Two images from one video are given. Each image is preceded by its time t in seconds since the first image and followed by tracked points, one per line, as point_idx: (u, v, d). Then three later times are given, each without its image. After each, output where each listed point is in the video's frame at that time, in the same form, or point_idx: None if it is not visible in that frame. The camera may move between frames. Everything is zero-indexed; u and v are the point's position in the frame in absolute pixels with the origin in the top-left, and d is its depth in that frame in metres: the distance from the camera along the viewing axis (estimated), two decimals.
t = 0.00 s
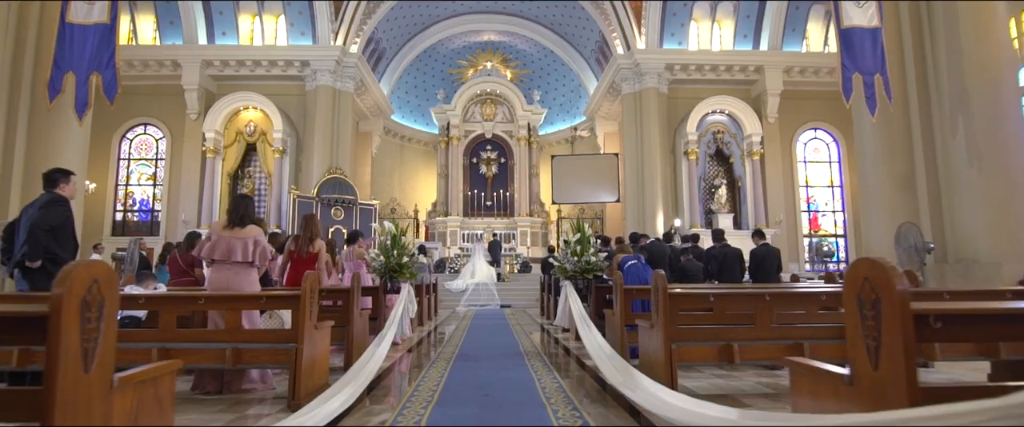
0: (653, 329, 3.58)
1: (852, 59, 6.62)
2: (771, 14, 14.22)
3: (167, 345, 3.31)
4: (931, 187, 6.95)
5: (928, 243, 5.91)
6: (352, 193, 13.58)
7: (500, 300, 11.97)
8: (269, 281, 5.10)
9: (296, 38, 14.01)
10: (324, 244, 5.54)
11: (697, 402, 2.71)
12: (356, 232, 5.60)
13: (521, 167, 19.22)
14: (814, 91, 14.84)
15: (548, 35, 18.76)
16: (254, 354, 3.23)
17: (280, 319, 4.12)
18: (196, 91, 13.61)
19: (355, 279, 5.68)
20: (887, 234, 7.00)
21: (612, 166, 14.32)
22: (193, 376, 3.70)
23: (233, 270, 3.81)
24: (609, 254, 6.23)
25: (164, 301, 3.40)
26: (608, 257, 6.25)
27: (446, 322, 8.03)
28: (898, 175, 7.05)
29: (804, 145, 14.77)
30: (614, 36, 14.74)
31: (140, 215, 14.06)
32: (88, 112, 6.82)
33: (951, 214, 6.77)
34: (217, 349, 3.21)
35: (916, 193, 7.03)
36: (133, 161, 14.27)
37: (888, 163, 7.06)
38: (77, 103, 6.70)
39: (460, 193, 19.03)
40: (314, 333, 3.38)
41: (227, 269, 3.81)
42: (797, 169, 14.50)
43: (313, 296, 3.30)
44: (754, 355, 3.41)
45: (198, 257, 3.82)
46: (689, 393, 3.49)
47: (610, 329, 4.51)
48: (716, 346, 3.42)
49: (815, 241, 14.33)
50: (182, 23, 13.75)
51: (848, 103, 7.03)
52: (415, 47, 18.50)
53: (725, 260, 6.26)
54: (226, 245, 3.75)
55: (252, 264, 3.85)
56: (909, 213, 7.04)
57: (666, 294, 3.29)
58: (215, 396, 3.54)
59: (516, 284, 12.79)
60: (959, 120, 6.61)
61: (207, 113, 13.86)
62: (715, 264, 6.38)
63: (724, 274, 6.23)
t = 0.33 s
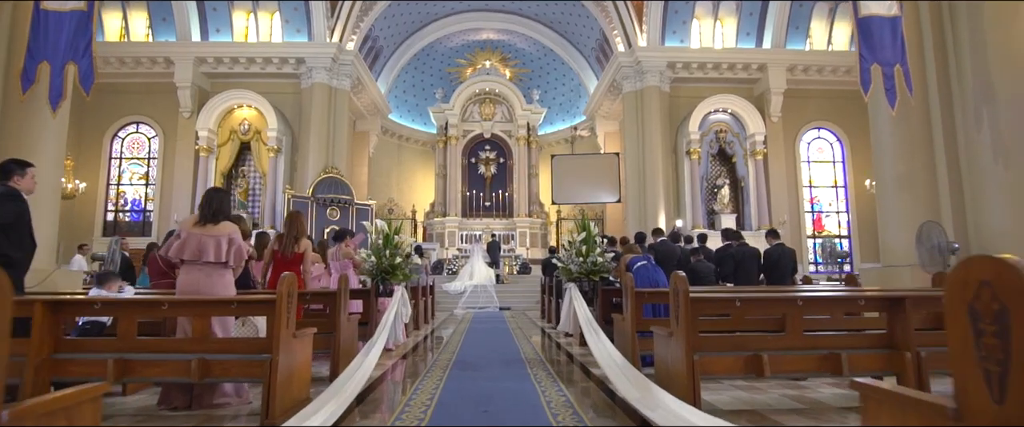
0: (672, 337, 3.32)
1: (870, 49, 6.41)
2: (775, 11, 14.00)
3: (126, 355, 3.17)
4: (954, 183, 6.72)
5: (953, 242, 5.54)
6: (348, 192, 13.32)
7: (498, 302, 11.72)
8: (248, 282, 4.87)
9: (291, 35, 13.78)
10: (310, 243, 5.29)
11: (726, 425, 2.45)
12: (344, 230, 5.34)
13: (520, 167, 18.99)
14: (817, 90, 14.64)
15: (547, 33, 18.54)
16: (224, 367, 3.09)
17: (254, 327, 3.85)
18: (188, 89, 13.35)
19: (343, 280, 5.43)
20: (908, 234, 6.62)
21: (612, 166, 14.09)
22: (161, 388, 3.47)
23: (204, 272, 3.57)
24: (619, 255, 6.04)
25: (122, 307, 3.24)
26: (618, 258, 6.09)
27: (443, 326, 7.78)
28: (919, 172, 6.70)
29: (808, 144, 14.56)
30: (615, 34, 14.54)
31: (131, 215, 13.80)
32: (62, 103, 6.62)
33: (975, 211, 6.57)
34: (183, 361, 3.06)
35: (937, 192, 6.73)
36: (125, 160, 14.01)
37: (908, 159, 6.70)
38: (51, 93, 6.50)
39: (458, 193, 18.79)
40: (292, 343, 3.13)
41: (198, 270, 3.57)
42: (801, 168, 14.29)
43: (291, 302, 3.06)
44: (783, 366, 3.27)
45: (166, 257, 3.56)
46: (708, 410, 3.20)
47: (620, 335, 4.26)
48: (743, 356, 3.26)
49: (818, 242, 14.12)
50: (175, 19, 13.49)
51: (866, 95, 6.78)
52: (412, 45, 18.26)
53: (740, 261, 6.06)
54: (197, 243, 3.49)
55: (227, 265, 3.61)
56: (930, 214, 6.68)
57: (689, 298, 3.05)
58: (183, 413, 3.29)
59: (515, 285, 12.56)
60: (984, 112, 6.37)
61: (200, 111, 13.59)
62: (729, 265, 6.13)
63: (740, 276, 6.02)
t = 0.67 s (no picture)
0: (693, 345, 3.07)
1: (891, 39, 6.31)
2: (779, 9, 13.77)
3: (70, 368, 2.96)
4: (978, 179, 6.49)
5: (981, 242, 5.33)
6: (344, 192, 13.07)
7: (497, 304, 11.48)
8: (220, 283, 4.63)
9: (287, 31, 13.52)
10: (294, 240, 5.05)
11: None
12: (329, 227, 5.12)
13: (519, 167, 18.75)
14: (821, 88, 14.44)
15: (547, 32, 18.31)
16: (182, 381, 2.91)
17: (218, 334, 3.50)
18: (182, 87, 13.09)
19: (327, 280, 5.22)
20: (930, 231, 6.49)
21: (612, 165, 13.85)
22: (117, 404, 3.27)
23: (166, 272, 3.37)
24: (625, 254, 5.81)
25: (65, 313, 3.13)
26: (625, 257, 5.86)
27: (440, 329, 7.53)
28: (943, 167, 6.53)
29: (812, 144, 14.36)
30: (616, 31, 14.32)
31: (124, 215, 13.56)
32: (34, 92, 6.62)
33: (1002, 208, 6.29)
34: (135, 375, 2.88)
35: (961, 188, 6.53)
36: (117, 159, 13.76)
37: (931, 153, 6.54)
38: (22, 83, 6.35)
39: (457, 193, 18.55)
40: (261, 352, 2.90)
41: (159, 270, 3.37)
42: (804, 168, 14.08)
43: (261, 305, 2.86)
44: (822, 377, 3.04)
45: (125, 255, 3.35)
46: None
47: (629, 340, 4.04)
48: (774, 368, 3.02)
49: (822, 244, 13.89)
50: (168, 15, 13.23)
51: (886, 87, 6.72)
52: (411, 44, 18.03)
53: (754, 261, 5.81)
54: (158, 240, 3.28)
55: (192, 264, 3.41)
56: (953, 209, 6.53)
57: (712, 301, 2.84)
58: None
59: (514, 287, 12.32)
60: (1012, 105, 6.10)
61: (194, 109, 13.33)
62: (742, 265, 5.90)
63: (754, 277, 5.78)
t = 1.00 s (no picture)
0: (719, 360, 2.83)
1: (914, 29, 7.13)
2: (783, 6, 13.56)
3: None
4: (1004, 178, 6.78)
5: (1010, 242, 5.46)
6: (340, 192, 12.80)
7: (496, 306, 11.22)
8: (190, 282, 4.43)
9: (282, 28, 13.31)
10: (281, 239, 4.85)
11: None
12: (318, 227, 4.92)
13: (519, 167, 18.49)
14: (825, 87, 14.23)
15: (547, 30, 18.11)
16: (125, 401, 2.74)
17: (171, 347, 3.32)
18: (175, 84, 12.84)
19: (316, 281, 5.01)
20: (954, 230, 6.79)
21: (613, 165, 13.63)
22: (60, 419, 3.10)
23: (119, 274, 3.20)
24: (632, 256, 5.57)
25: None
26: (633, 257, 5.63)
27: (436, 333, 7.25)
28: (965, 162, 6.90)
29: (816, 143, 14.15)
30: (617, 29, 14.10)
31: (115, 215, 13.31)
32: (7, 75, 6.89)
33: None
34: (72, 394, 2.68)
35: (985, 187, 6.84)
36: (109, 158, 13.51)
37: (954, 147, 6.91)
38: None
39: (455, 194, 18.30)
40: (221, 367, 2.64)
41: (112, 270, 3.20)
42: (809, 168, 13.89)
43: (219, 313, 2.62)
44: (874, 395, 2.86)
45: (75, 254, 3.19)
46: None
47: (639, 348, 3.80)
48: (815, 387, 2.84)
49: (827, 245, 13.66)
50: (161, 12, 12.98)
51: (906, 77, 7.37)
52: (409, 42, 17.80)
53: (767, 264, 5.59)
54: (110, 236, 3.12)
55: (149, 264, 3.23)
56: (975, 204, 6.87)
57: (749, 313, 2.56)
58: None
59: (513, 289, 12.07)
60: None
61: (187, 107, 13.08)
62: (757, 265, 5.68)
63: (768, 280, 5.57)
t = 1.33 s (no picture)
0: (762, 377, 2.58)
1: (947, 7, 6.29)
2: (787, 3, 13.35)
3: None
4: None
5: None
6: (336, 191, 12.55)
7: (495, 308, 10.96)
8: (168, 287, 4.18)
9: (277, 25, 13.08)
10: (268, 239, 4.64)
11: None
12: (307, 225, 4.68)
13: (519, 167, 18.25)
14: (830, 85, 14.02)
15: (547, 28, 17.86)
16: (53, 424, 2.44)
17: (109, 361, 2.85)
18: (168, 82, 12.59)
19: (304, 283, 4.73)
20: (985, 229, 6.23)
21: (614, 164, 13.38)
22: None
23: (57, 274, 2.97)
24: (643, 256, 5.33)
25: None
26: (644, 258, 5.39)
27: (433, 336, 6.99)
28: (992, 157, 6.35)
29: (820, 142, 13.95)
30: (619, 26, 13.88)
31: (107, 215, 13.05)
32: None
33: None
34: None
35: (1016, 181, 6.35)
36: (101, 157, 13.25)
37: (981, 145, 6.33)
38: None
39: (454, 194, 18.04)
40: (169, 386, 2.40)
41: (49, 269, 2.98)
42: (814, 168, 13.69)
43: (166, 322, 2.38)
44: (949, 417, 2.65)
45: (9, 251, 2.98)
46: None
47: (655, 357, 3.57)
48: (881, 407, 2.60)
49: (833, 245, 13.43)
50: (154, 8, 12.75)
51: (934, 64, 6.56)
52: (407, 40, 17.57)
53: (785, 265, 5.34)
54: (46, 228, 2.91)
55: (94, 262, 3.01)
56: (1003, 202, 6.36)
57: (803, 324, 2.31)
58: None
59: (513, 290, 11.81)
60: None
61: (181, 105, 12.84)
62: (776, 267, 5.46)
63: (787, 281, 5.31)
